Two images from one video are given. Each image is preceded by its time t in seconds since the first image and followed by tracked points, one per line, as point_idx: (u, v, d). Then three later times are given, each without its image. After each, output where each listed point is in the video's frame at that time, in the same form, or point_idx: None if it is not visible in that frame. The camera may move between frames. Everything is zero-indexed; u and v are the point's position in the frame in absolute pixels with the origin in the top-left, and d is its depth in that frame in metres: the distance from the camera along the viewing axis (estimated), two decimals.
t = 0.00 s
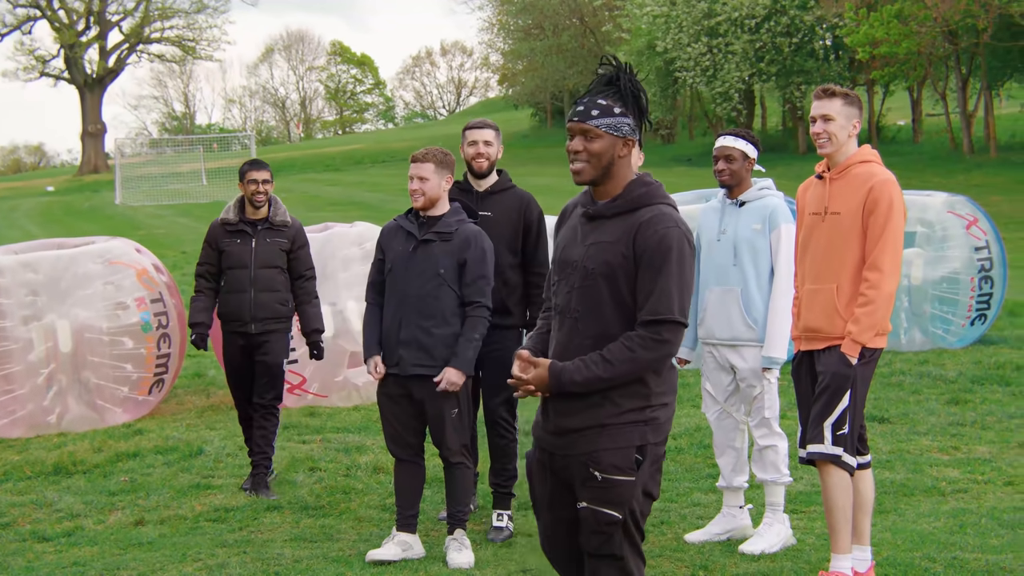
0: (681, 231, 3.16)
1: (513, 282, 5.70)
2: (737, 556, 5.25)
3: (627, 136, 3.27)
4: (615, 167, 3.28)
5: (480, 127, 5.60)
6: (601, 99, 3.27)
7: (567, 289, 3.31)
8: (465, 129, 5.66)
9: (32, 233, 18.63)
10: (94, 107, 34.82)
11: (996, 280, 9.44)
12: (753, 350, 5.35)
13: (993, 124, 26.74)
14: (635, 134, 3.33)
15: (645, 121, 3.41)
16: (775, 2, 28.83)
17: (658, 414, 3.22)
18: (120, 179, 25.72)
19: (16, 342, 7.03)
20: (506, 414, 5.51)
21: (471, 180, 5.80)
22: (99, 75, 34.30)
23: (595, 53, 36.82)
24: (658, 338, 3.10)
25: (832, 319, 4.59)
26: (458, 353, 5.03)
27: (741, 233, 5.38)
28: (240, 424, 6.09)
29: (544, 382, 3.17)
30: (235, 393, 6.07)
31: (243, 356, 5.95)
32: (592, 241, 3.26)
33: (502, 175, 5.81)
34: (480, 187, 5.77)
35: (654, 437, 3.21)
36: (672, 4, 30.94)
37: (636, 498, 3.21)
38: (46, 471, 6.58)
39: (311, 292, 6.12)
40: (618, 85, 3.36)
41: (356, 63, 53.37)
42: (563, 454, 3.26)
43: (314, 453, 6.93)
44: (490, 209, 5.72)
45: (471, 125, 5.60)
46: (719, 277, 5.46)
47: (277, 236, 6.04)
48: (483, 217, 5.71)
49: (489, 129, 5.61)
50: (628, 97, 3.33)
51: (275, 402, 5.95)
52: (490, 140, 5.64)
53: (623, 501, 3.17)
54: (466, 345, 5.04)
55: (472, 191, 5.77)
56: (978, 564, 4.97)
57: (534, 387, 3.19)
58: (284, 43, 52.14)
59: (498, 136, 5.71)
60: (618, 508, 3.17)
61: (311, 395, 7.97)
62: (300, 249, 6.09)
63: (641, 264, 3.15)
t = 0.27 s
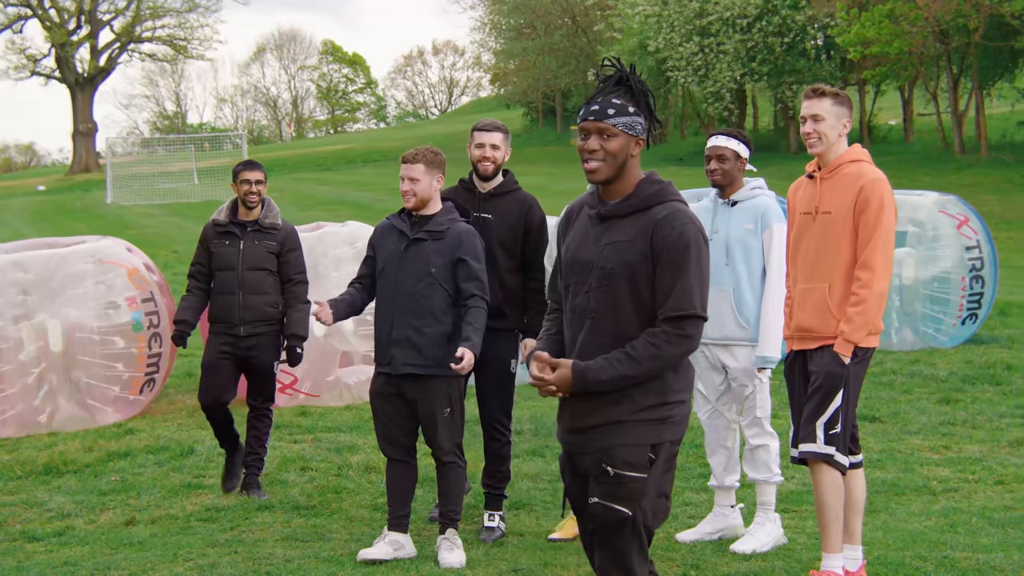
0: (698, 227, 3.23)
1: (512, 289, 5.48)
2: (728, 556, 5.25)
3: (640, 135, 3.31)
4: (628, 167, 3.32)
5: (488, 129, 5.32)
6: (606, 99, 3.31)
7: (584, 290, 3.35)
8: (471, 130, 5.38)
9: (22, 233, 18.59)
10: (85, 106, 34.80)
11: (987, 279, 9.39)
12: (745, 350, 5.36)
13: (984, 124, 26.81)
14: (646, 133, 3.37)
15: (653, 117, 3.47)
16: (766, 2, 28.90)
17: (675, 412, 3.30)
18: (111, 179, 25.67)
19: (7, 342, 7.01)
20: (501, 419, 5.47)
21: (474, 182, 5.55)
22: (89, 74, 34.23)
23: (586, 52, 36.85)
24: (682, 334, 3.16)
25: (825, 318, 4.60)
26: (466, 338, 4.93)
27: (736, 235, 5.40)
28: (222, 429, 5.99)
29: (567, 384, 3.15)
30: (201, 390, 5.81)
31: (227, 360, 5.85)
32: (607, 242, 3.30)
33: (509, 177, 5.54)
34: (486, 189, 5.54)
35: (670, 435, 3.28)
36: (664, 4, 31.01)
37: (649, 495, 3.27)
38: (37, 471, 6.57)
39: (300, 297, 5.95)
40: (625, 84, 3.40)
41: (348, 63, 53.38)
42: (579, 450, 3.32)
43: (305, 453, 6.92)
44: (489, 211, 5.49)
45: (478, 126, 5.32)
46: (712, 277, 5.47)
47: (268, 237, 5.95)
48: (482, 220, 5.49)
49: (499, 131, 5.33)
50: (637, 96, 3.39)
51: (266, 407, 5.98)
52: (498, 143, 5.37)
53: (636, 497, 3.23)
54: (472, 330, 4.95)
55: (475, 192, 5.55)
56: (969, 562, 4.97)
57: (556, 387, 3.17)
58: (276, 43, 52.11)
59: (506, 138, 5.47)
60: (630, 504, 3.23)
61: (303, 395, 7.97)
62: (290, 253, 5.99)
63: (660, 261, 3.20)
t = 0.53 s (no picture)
0: (711, 216, 3.28)
1: (500, 289, 5.40)
2: (714, 555, 5.24)
3: (641, 130, 3.35)
4: (633, 162, 3.35)
5: (480, 129, 5.27)
6: (605, 96, 3.35)
7: (602, 288, 3.35)
8: (464, 128, 5.32)
9: (6, 232, 18.51)
10: (69, 105, 34.75)
11: (971, 278, 9.47)
12: (731, 349, 5.38)
13: (968, 124, 26.91)
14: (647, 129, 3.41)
15: (652, 111, 3.48)
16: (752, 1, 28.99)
17: (694, 401, 3.34)
18: (96, 177, 25.58)
19: None
20: (488, 419, 5.44)
21: (465, 180, 5.49)
22: (74, 73, 34.15)
23: (573, 52, 36.89)
24: (711, 320, 3.22)
25: (811, 318, 4.58)
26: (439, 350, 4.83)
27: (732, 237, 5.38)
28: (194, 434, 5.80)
29: (602, 379, 3.20)
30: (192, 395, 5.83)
31: (208, 362, 5.82)
32: (621, 237, 3.32)
33: (500, 177, 5.48)
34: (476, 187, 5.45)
35: (687, 424, 3.32)
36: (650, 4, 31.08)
37: (661, 483, 3.29)
38: (20, 471, 6.54)
39: (278, 294, 5.91)
40: (622, 81, 3.41)
41: (334, 62, 53.37)
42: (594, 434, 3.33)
43: (291, 452, 6.90)
44: (479, 211, 5.40)
45: (471, 125, 5.27)
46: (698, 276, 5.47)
47: (246, 237, 5.92)
48: (473, 218, 5.40)
49: (490, 130, 5.29)
50: (635, 91, 3.40)
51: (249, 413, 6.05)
52: (489, 142, 5.33)
53: (650, 482, 3.25)
54: (447, 342, 4.86)
55: (466, 191, 5.45)
56: (953, 561, 4.97)
57: (590, 386, 3.22)
58: (262, 42, 52.04)
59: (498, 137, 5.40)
60: (643, 489, 3.25)
61: (288, 394, 7.96)
62: (269, 251, 5.97)
63: (680, 251, 3.24)
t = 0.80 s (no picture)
0: (718, 216, 3.28)
1: (482, 287, 5.40)
2: (699, 554, 5.24)
3: (650, 129, 3.33)
4: (640, 161, 3.33)
5: (458, 126, 5.26)
6: (614, 91, 3.36)
7: (604, 284, 3.35)
8: (441, 127, 5.30)
9: None
10: (53, 103, 34.70)
11: (956, 278, 9.51)
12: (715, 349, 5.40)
13: (953, 124, 27.01)
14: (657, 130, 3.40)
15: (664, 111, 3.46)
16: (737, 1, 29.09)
17: (699, 398, 3.34)
18: (80, 176, 25.52)
19: None
20: (474, 419, 5.43)
21: (444, 178, 5.47)
22: (59, 72, 34.07)
23: (558, 52, 36.93)
24: (710, 322, 3.22)
25: (796, 318, 4.53)
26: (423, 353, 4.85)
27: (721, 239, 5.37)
28: (171, 441, 5.78)
29: (596, 375, 3.22)
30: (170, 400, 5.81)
31: (183, 366, 5.79)
32: (626, 234, 3.31)
33: (478, 176, 5.48)
34: (455, 185, 5.44)
35: (695, 419, 3.32)
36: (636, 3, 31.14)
37: (679, 479, 3.29)
38: (4, 471, 6.53)
39: (253, 294, 5.90)
40: (632, 77, 3.40)
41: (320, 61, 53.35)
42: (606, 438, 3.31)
43: (276, 452, 6.89)
44: (460, 209, 5.39)
45: (449, 123, 5.25)
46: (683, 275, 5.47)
47: (217, 237, 5.87)
48: (454, 216, 5.38)
49: (468, 128, 5.27)
50: (645, 88, 3.38)
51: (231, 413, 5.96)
52: (468, 138, 5.30)
53: (671, 480, 3.24)
54: (429, 344, 4.87)
55: (446, 189, 5.44)
56: (938, 560, 4.97)
57: (585, 380, 3.24)
58: (247, 41, 52.00)
59: (476, 134, 5.38)
60: (667, 486, 3.24)
61: (273, 394, 7.95)
62: (241, 250, 5.93)
63: (684, 251, 3.23)
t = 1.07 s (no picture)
0: (728, 216, 3.18)
1: (470, 287, 5.39)
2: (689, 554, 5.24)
3: (661, 127, 3.24)
4: (650, 159, 3.24)
5: (438, 125, 5.26)
6: (625, 87, 3.28)
7: (611, 283, 3.25)
8: (422, 127, 5.31)
9: None
10: (42, 103, 34.66)
11: (946, 278, 9.51)
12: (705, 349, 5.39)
13: (942, 124, 27.09)
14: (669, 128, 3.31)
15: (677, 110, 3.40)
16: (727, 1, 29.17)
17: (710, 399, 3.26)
18: (69, 175, 25.47)
19: None
20: (464, 419, 5.43)
21: (429, 179, 5.46)
22: (48, 71, 34.03)
23: (549, 51, 36.96)
24: (718, 325, 3.12)
25: (785, 318, 4.44)
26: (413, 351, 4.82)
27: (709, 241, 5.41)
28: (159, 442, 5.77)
29: (602, 374, 3.13)
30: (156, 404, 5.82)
31: (169, 368, 5.77)
32: (636, 232, 3.21)
33: (463, 176, 5.48)
34: (440, 185, 5.44)
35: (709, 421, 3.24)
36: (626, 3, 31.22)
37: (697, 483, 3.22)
38: None
39: (237, 293, 5.93)
40: (643, 74, 3.32)
41: (310, 61, 53.35)
42: (620, 446, 3.22)
43: (266, 452, 6.89)
44: (447, 209, 5.38)
45: (429, 123, 5.26)
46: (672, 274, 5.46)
47: (200, 238, 5.86)
48: (441, 216, 5.37)
49: (449, 127, 5.28)
50: (657, 86, 3.31)
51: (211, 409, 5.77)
52: (450, 137, 5.31)
53: (690, 486, 3.18)
54: (421, 343, 4.84)
55: (431, 189, 5.43)
56: (927, 559, 4.97)
57: (588, 380, 3.15)
58: (236, 40, 51.96)
59: (457, 133, 5.38)
60: (690, 490, 3.18)
61: (263, 393, 7.94)
62: (224, 249, 5.93)
63: (694, 251, 3.14)
